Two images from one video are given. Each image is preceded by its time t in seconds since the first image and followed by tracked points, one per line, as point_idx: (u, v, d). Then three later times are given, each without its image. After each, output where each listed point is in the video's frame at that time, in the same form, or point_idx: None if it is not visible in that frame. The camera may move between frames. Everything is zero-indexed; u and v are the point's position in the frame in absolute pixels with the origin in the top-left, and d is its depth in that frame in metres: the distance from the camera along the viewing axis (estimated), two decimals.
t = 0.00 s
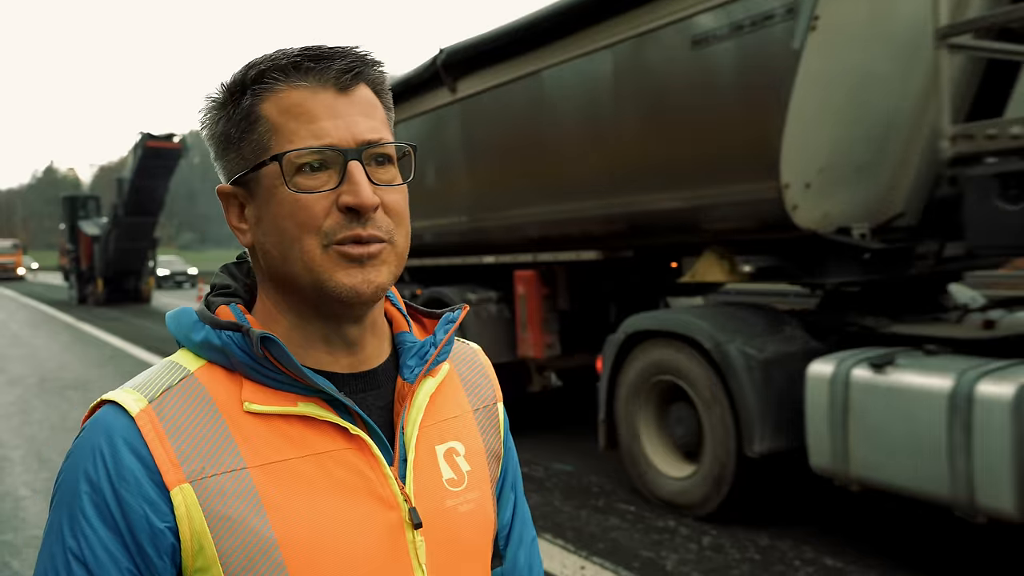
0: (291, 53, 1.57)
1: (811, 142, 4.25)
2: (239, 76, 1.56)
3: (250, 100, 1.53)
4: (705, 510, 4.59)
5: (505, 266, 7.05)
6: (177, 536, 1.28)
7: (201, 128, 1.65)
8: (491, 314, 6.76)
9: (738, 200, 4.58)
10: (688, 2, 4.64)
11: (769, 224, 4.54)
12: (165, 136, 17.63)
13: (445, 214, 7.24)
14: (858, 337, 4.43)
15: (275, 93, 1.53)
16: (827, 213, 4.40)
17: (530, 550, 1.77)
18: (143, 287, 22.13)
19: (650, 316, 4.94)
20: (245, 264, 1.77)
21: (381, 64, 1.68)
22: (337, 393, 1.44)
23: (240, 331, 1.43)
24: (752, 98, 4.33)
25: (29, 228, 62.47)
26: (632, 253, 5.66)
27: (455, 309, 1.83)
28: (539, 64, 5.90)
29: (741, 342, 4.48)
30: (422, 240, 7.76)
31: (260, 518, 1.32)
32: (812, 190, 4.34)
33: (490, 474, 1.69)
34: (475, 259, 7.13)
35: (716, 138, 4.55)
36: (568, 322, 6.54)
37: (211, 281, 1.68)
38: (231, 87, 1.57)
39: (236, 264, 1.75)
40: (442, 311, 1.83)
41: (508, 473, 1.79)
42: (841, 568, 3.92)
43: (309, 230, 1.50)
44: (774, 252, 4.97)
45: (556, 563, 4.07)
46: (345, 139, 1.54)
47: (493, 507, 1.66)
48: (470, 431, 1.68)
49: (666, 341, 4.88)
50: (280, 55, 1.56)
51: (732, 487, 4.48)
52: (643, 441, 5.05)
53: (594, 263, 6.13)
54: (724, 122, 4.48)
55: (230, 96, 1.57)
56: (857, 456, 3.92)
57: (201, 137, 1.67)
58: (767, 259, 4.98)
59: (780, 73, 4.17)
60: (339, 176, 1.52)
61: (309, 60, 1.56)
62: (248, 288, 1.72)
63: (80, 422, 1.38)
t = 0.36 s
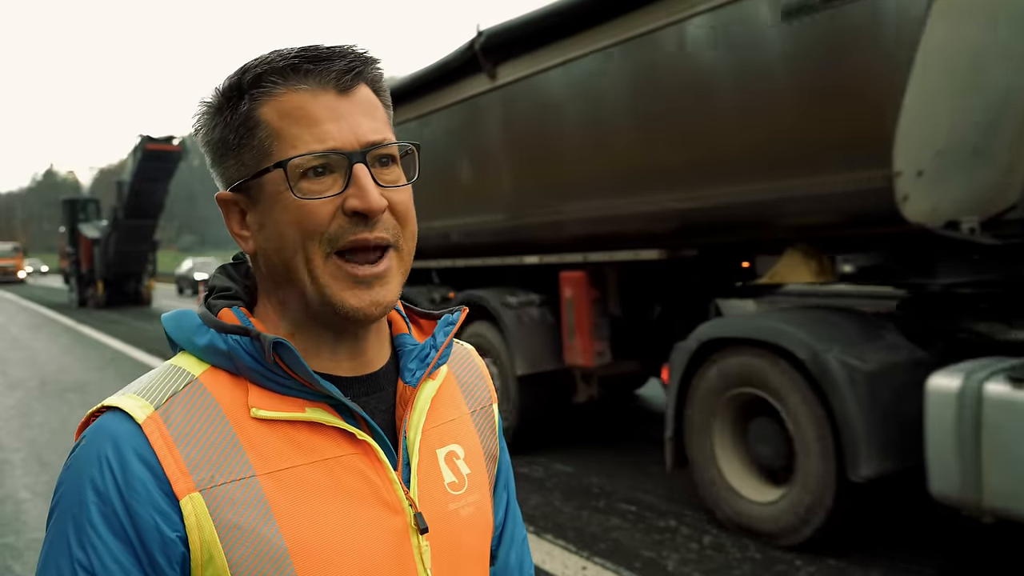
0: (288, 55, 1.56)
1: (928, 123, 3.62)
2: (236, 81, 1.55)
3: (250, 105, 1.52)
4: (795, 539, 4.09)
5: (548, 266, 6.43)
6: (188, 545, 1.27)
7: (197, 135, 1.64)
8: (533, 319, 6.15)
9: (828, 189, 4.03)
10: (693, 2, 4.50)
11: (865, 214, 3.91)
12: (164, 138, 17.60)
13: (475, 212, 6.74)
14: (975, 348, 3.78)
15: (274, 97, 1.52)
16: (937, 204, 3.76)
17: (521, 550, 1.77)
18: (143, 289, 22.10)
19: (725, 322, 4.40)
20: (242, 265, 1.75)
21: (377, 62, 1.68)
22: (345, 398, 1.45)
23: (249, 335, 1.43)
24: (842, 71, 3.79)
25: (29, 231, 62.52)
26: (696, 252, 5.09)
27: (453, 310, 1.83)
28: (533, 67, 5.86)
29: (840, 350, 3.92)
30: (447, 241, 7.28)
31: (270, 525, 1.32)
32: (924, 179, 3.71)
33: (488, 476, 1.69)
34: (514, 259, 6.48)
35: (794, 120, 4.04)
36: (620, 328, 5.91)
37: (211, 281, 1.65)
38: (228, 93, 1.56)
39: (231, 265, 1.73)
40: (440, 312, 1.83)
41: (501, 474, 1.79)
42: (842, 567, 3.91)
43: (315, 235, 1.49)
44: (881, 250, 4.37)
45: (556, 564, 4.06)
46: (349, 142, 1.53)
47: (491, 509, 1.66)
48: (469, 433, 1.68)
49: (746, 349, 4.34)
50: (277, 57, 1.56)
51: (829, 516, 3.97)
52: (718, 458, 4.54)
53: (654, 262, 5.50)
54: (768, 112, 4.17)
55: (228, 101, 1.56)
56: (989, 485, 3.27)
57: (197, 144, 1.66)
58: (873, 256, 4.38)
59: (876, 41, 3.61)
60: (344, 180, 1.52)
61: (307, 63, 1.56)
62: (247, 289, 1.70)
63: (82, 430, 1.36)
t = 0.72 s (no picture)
0: (268, 57, 1.54)
1: None
2: (216, 84, 1.53)
3: (231, 109, 1.51)
4: None
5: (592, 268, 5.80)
6: (175, 556, 1.26)
7: (181, 139, 1.63)
8: (586, 326, 5.53)
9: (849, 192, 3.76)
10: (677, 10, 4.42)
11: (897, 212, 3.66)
12: (165, 140, 17.60)
13: (503, 212, 6.16)
14: None
15: (256, 100, 1.51)
16: None
17: (518, 550, 1.76)
18: (144, 291, 22.07)
19: (824, 330, 3.81)
20: (231, 269, 1.74)
21: (360, 61, 1.67)
22: (333, 403, 1.43)
23: (234, 342, 1.42)
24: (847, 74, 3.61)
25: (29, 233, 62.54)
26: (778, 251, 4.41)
27: (445, 310, 1.81)
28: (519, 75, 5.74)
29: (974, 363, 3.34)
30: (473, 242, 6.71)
31: (258, 533, 1.31)
32: None
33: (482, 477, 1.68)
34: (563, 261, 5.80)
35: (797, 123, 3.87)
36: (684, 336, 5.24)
37: (198, 286, 1.65)
38: (210, 96, 1.55)
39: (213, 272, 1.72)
40: (431, 313, 1.82)
41: (497, 474, 1.78)
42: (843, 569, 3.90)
43: (299, 239, 1.48)
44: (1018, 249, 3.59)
45: (556, 566, 4.05)
46: (332, 144, 1.52)
47: (485, 510, 1.65)
48: (462, 434, 1.67)
49: (853, 362, 3.72)
50: (257, 59, 1.54)
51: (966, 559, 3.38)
52: (817, 485, 3.95)
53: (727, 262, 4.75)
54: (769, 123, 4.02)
55: (209, 105, 1.55)
56: None
57: (181, 148, 1.65)
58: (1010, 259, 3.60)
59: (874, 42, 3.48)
60: (327, 183, 1.51)
61: (288, 64, 1.54)
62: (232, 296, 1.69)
63: (69, 440, 1.35)
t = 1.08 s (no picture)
0: (245, 58, 1.54)
1: None
2: (196, 87, 1.53)
3: (208, 112, 1.51)
4: None
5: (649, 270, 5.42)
6: (169, 555, 1.26)
7: (167, 144, 1.63)
8: (648, 332, 5.08)
9: (861, 193, 3.76)
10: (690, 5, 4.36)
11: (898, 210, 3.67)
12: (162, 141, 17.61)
13: (548, 207, 5.65)
14: None
15: (233, 102, 1.51)
16: None
17: (520, 549, 1.76)
18: (141, 293, 22.03)
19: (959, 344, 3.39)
20: (225, 271, 1.75)
21: (340, 57, 1.66)
22: (325, 401, 1.43)
23: (227, 341, 1.41)
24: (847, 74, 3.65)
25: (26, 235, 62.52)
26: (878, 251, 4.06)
27: (440, 309, 1.81)
28: (519, 77, 5.74)
29: None
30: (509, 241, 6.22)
31: (252, 532, 1.30)
32: None
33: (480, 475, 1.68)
34: (586, 262, 5.69)
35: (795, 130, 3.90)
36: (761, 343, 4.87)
37: (192, 287, 1.65)
38: (190, 100, 1.55)
39: (209, 272, 1.72)
40: (427, 311, 1.82)
41: (496, 473, 1.78)
42: (840, 569, 3.91)
43: (279, 240, 1.48)
44: None
45: (554, 567, 4.05)
46: (309, 144, 1.52)
47: (483, 509, 1.65)
48: (459, 432, 1.66)
49: (997, 381, 3.29)
50: (235, 61, 1.53)
51: None
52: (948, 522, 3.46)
53: (829, 262, 4.40)
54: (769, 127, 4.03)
55: (189, 108, 1.55)
56: None
57: (168, 153, 1.65)
58: None
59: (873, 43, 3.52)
60: (305, 183, 1.51)
61: (265, 65, 1.54)
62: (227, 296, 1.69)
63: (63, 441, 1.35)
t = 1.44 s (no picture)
0: (262, 59, 1.56)
1: None
2: (213, 84, 1.56)
3: (223, 110, 1.53)
4: None
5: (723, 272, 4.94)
6: (177, 553, 1.27)
7: (183, 141, 1.66)
8: (729, 341, 4.54)
9: (871, 196, 3.83)
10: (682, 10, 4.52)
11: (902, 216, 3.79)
12: (161, 142, 17.65)
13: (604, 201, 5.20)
14: None
15: (247, 101, 1.53)
16: None
17: (523, 551, 1.77)
18: (138, 293, 22.00)
19: None
20: (233, 271, 1.76)
21: (356, 61, 1.68)
22: (332, 401, 1.44)
23: (235, 340, 1.43)
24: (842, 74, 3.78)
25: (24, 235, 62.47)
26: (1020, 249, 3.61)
27: (445, 311, 1.82)
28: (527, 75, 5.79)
29: None
30: (558, 239, 5.78)
31: (259, 531, 1.31)
32: None
33: (484, 477, 1.69)
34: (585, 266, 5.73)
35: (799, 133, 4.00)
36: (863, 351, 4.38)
37: (200, 288, 1.66)
38: (206, 98, 1.58)
39: (217, 272, 1.74)
40: (432, 314, 1.83)
41: (499, 475, 1.79)
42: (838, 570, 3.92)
43: (289, 239, 1.50)
44: None
45: (553, 567, 4.05)
46: (320, 144, 1.54)
47: (487, 510, 1.66)
48: (463, 433, 1.68)
49: None
50: (252, 61, 1.56)
51: None
52: None
53: (971, 261, 3.88)
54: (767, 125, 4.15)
55: (206, 106, 1.57)
56: None
57: (184, 150, 1.68)
58: None
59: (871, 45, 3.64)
60: (315, 182, 1.52)
61: (281, 65, 1.56)
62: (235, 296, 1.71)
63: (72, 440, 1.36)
